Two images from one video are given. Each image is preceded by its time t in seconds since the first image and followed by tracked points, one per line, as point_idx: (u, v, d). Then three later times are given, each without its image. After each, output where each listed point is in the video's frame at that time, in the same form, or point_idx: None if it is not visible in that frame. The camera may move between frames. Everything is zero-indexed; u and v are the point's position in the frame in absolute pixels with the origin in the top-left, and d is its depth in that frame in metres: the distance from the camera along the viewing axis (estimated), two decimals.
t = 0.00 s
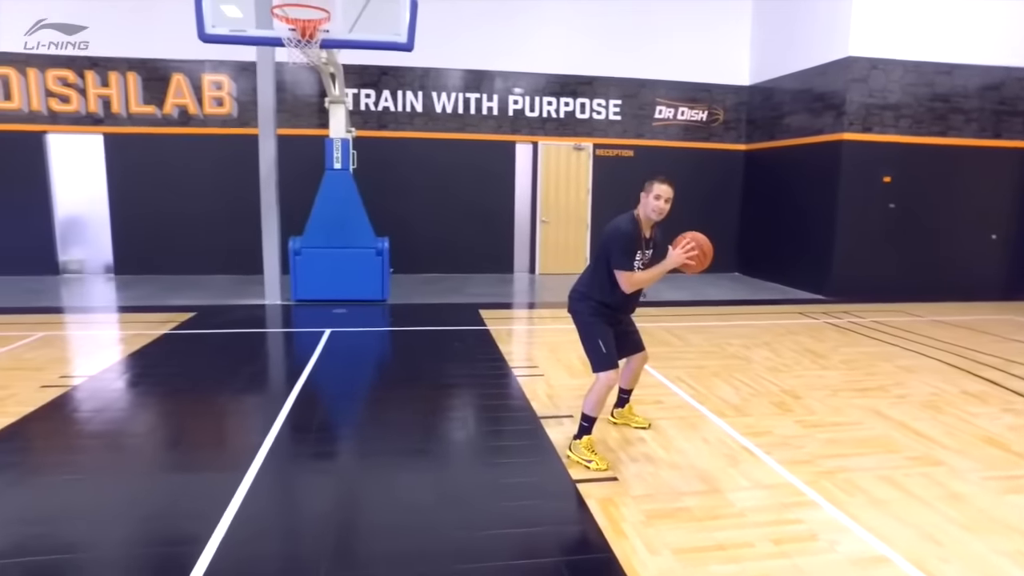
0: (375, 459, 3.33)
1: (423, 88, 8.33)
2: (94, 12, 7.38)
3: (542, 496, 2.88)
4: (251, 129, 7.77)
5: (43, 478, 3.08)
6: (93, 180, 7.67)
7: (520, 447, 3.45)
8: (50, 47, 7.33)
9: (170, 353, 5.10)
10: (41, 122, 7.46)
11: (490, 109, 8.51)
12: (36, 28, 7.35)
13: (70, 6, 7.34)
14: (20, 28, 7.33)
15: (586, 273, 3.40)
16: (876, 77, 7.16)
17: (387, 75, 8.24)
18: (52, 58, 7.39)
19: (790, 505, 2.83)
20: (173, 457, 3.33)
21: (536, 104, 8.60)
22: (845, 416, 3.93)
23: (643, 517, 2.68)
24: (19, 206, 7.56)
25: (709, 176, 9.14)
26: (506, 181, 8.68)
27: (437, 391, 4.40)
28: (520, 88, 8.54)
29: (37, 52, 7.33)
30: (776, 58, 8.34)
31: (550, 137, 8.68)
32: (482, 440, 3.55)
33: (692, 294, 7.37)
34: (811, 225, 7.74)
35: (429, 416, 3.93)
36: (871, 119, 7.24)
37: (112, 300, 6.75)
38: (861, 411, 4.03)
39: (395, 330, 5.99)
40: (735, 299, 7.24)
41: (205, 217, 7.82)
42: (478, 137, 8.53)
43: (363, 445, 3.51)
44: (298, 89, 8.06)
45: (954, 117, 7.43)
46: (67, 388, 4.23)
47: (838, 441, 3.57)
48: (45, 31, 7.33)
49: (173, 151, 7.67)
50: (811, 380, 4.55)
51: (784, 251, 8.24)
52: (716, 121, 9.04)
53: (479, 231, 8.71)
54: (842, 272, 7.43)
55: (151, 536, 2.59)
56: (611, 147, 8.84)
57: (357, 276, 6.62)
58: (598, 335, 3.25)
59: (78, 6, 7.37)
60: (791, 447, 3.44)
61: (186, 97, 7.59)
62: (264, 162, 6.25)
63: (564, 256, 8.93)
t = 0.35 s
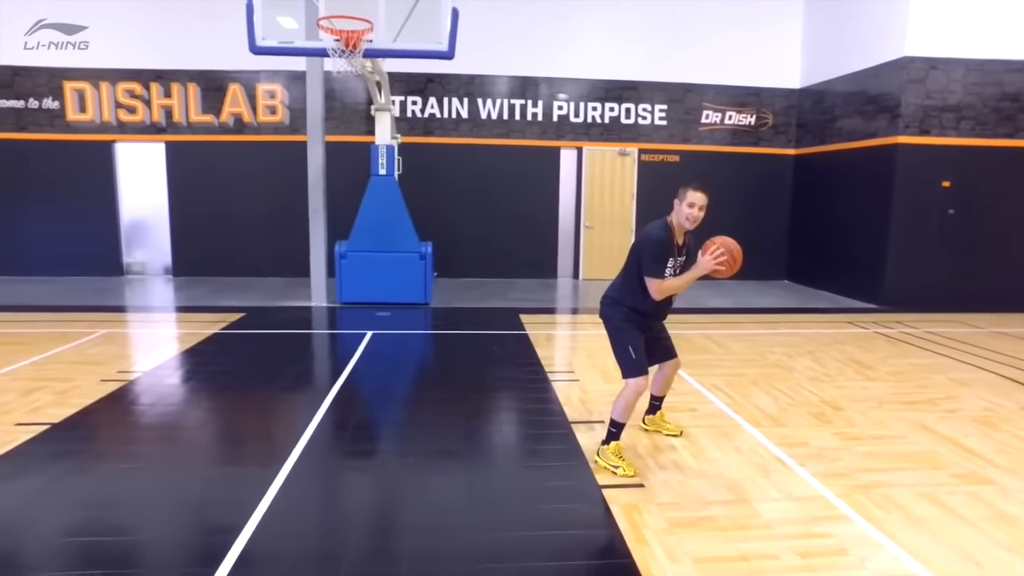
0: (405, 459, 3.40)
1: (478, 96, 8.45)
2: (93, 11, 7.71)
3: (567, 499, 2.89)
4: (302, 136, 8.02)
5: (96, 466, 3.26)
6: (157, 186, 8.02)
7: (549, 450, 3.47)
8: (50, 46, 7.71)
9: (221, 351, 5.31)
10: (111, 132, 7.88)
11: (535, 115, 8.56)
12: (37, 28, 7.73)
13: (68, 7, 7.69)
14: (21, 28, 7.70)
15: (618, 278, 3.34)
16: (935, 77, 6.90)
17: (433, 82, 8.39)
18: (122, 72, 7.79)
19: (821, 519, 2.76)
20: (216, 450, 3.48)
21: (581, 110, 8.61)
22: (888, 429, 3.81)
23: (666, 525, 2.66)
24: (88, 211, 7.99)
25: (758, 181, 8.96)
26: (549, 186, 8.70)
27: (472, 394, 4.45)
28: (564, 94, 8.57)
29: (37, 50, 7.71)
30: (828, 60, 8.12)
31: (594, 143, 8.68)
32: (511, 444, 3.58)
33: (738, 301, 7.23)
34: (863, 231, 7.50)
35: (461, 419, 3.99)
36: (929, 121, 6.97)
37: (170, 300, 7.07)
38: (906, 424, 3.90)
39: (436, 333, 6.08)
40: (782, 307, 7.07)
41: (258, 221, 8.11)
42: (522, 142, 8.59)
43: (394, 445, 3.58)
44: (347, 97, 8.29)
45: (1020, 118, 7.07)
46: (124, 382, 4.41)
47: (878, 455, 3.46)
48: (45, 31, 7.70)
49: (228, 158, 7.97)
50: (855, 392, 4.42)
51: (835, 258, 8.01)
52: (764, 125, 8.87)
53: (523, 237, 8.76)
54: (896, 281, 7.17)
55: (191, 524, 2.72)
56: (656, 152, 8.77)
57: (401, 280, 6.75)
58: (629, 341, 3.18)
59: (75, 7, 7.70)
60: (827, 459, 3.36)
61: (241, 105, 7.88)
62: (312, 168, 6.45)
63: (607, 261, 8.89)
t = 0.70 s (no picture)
0: (419, 461, 3.41)
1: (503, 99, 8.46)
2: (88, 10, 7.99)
3: (578, 507, 2.85)
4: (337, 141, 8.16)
5: (123, 459, 3.36)
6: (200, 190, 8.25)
7: (563, 456, 3.43)
8: (48, 46, 8.02)
9: (254, 351, 5.43)
10: (157, 138, 8.16)
11: (568, 118, 8.53)
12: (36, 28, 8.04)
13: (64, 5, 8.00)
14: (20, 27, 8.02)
15: (637, 283, 3.23)
16: (987, 75, 6.60)
17: (467, 86, 8.44)
18: (167, 81, 8.06)
19: (841, 535, 2.65)
20: (239, 447, 3.55)
21: (615, 113, 8.54)
22: (922, 443, 3.66)
23: (677, 536, 2.60)
24: (135, 213, 8.28)
25: (798, 185, 8.73)
26: (582, 190, 8.64)
27: (491, 398, 4.44)
28: (598, 97, 8.51)
29: (36, 50, 8.05)
30: (871, 59, 7.87)
31: (628, 147, 8.60)
32: (525, 449, 3.56)
33: (774, 307, 7.06)
34: (908, 237, 7.22)
35: (478, 423, 3.98)
36: (979, 121, 6.67)
37: (210, 300, 7.27)
38: (942, 438, 3.73)
39: (465, 336, 6.11)
40: (819, 314, 6.86)
41: (296, 224, 8.28)
42: (555, 146, 8.57)
43: (410, 447, 3.60)
44: (382, 103, 8.41)
45: None
46: (157, 379, 4.53)
47: (909, 470, 3.32)
48: (45, 31, 8.02)
49: (267, 162, 8.16)
50: (890, 403, 4.25)
51: (878, 264, 7.74)
52: (804, 128, 8.65)
53: (556, 241, 8.72)
54: (942, 288, 6.88)
55: (207, 518, 2.78)
56: (691, 155, 8.62)
57: (432, 283, 6.80)
58: (646, 348, 3.07)
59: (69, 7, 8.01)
60: (853, 473, 3.24)
61: (279, 111, 8.06)
62: (345, 172, 6.56)
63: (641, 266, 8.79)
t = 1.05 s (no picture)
0: (434, 462, 3.40)
1: (568, 100, 8.42)
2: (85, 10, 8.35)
3: (588, 513, 2.80)
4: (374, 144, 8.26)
5: (149, 452, 3.45)
6: (243, 193, 8.46)
7: (579, 461, 3.38)
8: (48, 46, 8.41)
9: (286, 349, 5.53)
10: (201, 142, 8.41)
11: (604, 119, 8.44)
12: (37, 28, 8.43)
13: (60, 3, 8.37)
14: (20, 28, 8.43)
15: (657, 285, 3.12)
16: None
17: (503, 87, 8.45)
18: (212, 86, 8.30)
19: (864, 552, 2.53)
20: (261, 443, 3.61)
21: (652, 113, 8.41)
22: (963, 458, 3.47)
23: (688, 546, 2.52)
24: (181, 215, 8.55)
25: (843, 186, 8.44)
26: (618, 191, 8.54)
27: (513, 400, 4.41)
28: (634, 97, 8.40)
29: (36, 49, 8.45)
30: (922, 55, 7.55)
31: (665, 148, 8.46)
32: (542, 452, 3.52)
33: (814, 312, 6.83)
34: (959, 240, 6.90)
35: (498, 425, 3.96)
36: None
37: (250, 300, 7.44)
38: (984, 453, 3.53)
39: (495, 338, 6.09)
40: (862, 319, 6.60)
41: (333, 226, 8.42)
42: (590, 147, 8.49)
43: (427, 447, 3.61)
44: (418, 105, 8.48)
45: None
46: (189, 375, 4.64)
47: (945, 486, 3.15)
48: (44, 31, 8.41)
49: (306, 165, 8.32)
50: (930, 415, 4.05)
51: (927, 269, 7.41)
52: (849, 127, 8.36)
53: (591, 244, 8.64)
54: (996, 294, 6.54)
55: (221, 513, 2.84)
56: (730, 156, 8.43)
57: (463, 284, 6.81)
58: (665, 352, 2.97)
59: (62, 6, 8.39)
60: (884, 487, 3.10)
61: (318, 114, 8.21)
62: (379, 173, 6.64)
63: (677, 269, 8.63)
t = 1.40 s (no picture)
0: (445, 460, 3.42)
1: (599, 100, 8.38)
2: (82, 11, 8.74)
3: (594, 514, 2.78)
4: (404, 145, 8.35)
5: (172, 444, 3.56)
6: (278, 194, 8.65)
7: (590, 462, 3.36)
8: (47, 45, 8.85)
9: (313, 346, 5.63)
10: (238, 144, 8.62)
11: (634, 119, 8.37)
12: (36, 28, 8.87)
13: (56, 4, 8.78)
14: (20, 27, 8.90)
15: (671, 284, 3.07)
16: None
17: (532, 88, 8.45)
18: (248, 90, 8.51)
19: (877, 561, 2.45)
20: (279, 438, 3.68)
21: (683, 113, 8.31)
22: (994, 468, 3.32)
23: (693, 550, 2.48)
24: (218, 217, 8.78)
25: (882, 186, 8.20)
26: (648, 193, 8.46)
27: (532, 400, 4.41)
28: (664, 96, 8.31)
29: (35, 48, 8.89)
30: (966, 49, 7.28)
31: (697, 148, 8.35)
32: (554, 453, 3.51)
33: (849, 316, 6.65)
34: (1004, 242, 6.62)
35: (513, 424, 3.96)
36: None
37: (283, 298, 7.60)
38: (1018, 463, 3.38)
39: (520, 338, 6.10)
40: (899, 323, 6.40)
41: (365, 226, 8.54)
42: (619, 148, 8.43)
43: (440, 445, 3.63)
44: (448, 107, 8.55)
45: None
46: (216, 371, 4.76)
47: (973, 497, 3.02)
48: (44, 31, 8.84)
49: (338, 166, 8.46)
50: (963, 423, 3.90)
51: (970, 272, 7.13)
52: (888, 125, 8.12)
53: (620, 245, 8.57)
54: None
55: (234, 505, 2.91)
56: (763, 156, 8.28)
57: (489, 284, 6.83)
58: (676, 353, 2.93)
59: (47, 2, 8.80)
60: (906, 495, 2.99)
61: (350, 116, 8.34)
62: (407, 173, 6.71)
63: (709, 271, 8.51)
